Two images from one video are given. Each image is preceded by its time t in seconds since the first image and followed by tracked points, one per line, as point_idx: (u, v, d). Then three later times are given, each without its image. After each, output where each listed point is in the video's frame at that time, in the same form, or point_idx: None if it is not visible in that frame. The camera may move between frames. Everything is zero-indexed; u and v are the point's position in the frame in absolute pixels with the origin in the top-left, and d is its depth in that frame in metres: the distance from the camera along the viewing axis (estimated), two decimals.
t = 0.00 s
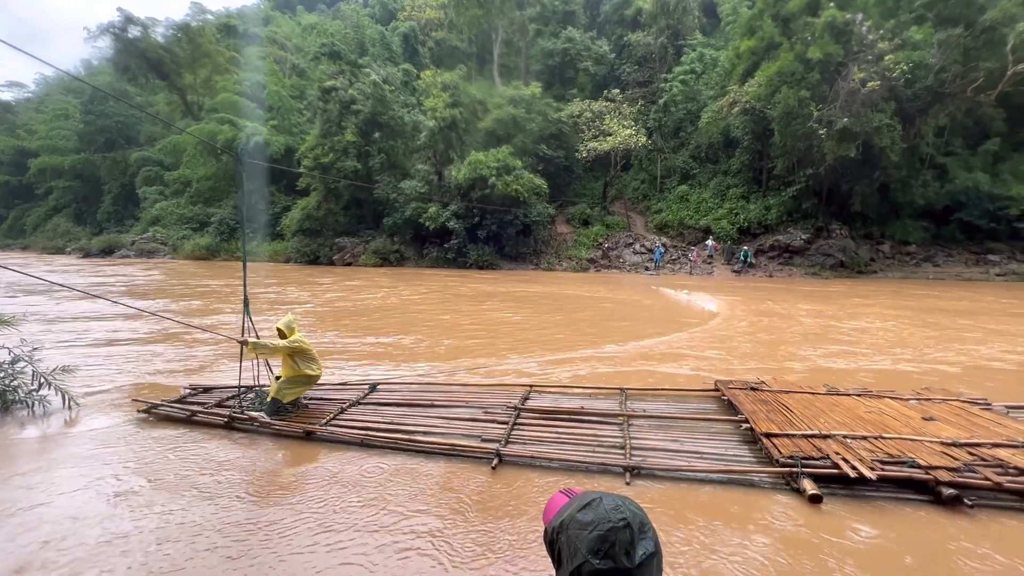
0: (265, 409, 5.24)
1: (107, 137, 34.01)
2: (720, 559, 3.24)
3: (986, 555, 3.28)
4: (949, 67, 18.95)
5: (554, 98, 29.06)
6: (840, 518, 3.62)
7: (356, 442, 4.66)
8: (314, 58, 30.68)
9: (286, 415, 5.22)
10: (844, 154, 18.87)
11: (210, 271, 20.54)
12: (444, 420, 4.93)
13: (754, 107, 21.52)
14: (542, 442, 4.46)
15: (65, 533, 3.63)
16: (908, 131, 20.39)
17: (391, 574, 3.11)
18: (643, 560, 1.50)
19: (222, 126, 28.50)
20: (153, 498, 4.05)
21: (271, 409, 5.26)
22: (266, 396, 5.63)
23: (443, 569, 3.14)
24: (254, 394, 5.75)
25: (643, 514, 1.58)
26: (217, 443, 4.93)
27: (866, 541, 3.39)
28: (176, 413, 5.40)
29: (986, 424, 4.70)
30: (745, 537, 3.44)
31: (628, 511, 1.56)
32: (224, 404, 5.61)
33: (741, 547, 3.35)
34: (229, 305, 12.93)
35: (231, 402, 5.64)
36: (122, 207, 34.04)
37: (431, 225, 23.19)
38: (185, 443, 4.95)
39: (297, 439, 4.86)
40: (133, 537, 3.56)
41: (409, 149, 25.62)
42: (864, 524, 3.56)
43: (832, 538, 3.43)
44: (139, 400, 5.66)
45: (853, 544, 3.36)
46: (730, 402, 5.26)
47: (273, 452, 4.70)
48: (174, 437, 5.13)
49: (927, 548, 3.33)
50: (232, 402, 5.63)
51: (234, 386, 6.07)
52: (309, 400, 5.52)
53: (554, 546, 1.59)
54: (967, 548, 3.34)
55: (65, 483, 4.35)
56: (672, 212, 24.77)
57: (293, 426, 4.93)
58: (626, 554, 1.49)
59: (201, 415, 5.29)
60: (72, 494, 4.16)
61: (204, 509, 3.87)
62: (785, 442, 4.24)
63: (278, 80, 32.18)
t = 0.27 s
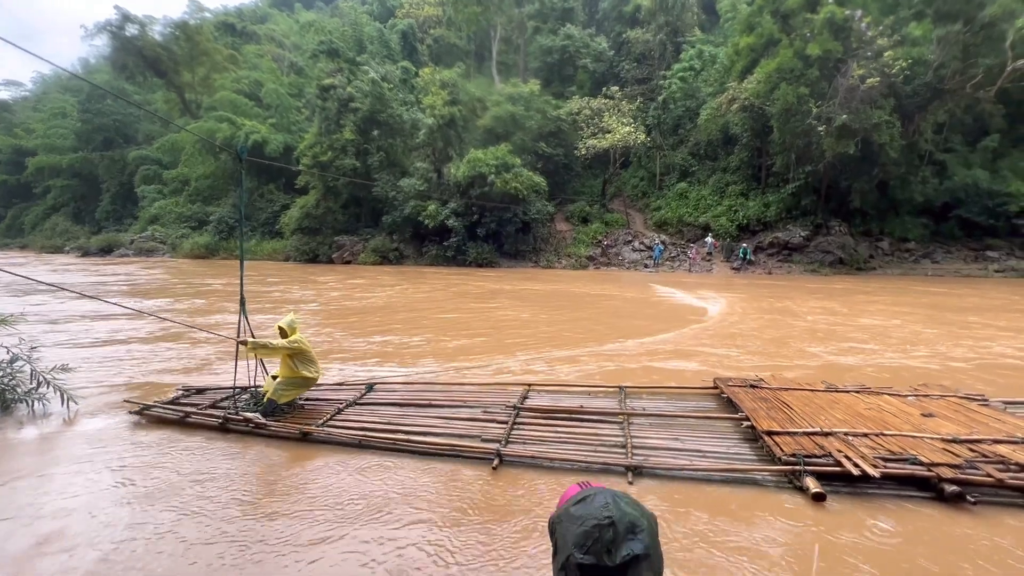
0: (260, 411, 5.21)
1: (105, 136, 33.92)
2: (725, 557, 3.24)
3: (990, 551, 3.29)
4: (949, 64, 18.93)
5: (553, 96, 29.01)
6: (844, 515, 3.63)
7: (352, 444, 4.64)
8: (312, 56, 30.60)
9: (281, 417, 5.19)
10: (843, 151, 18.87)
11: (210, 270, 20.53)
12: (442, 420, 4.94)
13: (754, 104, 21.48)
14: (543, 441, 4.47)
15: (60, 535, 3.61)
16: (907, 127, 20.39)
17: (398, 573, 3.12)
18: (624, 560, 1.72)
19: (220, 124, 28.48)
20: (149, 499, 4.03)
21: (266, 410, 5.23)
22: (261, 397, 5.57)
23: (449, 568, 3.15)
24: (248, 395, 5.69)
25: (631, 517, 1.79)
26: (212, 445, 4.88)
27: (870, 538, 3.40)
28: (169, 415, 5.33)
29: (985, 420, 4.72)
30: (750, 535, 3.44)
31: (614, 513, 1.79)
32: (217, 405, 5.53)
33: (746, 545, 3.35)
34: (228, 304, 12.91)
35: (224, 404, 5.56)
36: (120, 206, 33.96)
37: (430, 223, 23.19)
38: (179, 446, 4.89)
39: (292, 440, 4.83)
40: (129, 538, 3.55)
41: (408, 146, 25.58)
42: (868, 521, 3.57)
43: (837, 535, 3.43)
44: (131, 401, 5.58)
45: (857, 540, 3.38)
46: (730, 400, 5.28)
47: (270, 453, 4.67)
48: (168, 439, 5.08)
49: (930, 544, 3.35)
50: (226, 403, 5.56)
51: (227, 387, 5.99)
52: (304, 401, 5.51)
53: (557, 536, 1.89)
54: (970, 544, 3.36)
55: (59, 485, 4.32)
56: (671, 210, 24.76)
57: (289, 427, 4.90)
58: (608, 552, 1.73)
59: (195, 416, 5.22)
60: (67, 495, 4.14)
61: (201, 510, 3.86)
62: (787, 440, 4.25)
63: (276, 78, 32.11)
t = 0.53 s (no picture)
0: (257, 412, 5.18)
1: (105, 135, 33.93)
2: (732, 557, 3.24)
3: (996, 550, 3.30)
4: (951, 60, 18.85)
5: (554, 94, 28.95)
6: (850, 514, 3.64)
7: (354, 444, 4.64)
8: (312, 55, 30.59)
9: (277, 419, 5.16)
10: (844, 148, 18.84)
11: (211, 269, 20.56)
12: (443, 421, 4.94)
13: (754, 101, 21.40)
14: (544, 442, 4.46)
15: (57, 537, 3.60)
16: (909, 124, 20.44)
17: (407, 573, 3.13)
18: (619, 559, 1.74)
19: (221, 123, 28.51)
20: (148, 501, 4.02)
21: (263, 412, 5.20)
22: (257, 399, 5.54)
23: (457, 568, 3.16)
24: (243, 397, 5.66)
25: (628, 517, 1.81)
26: (209, 447, 4.87)
27: (877, 537, 3.40)
28: (164, 417, 5.29)
29: (987, 417, 4.72)
30: (756, 534, 3.45)
31: (611, 512, 1.82)
32: (213, 407, 5.51)
33: (752, 544, 3.35)
34: (229, 304, 12.94)
35: (220, 405, 5.54)
36: (122, 205, 34.00)
37: (431, 222, 23.20)
38: (175, 448, 4.87)
39: (290, 443, 4.81)
40: (125, 541, 3.54)
41: (409, 145, 25.58)
42: (874, 521, 3.57)
43: (843, 534, 3.44)
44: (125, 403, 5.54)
45: (863, 540, 3.39)
46: (732, 399, 5.27)
47: (269, 454, 4.66)
48: (164, 441, 5.05)
49: (937, 543, 3.36)
50: (222, 405, 5.54)
51: (222, 388, 5.96)
52: (305, 401, 5.53)
53: (560, 534, 1.94)
54: (977, 543, 3.36)
55: (56, 487, 4.31)
56: (672, 208, 24.73)
57: (287, 429, 4.88)
58: (604, 550, 1.76)
59: (190, 418, 5.19)
60: (65, 496, 4.14)
61: (199, 512, 3.85)
62: (791, 439, 4.26)
63: (276, 76, 32.09)
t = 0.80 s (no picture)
0: (255, 415, 5.15)
1: (109, 136, 34.07)
2: (742, 558, 3.23)
3: (1006, 551, 3.28)
4: (955, 57, 18.72)
5: (556, 92, 28.91)
6: (858, 516, 3.62)
7: (354, 448, 4.60)
8: (314, 55, 30.65)
9: (276, 421, 5.14)
10: (847, 145, 18.76)
11: (215, 269, 20.62)
12: (444, 423, 4.92)
13: (757, 99, 21.31)
14: (547, 444, 4.44)
15: (57, 541, 3.59)
16: (913, 121, 20.29)
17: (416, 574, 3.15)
18: (622, 559, 1.75)
19: (223, 124, 28.61)
20: (147, 505, 4.00)
21: (261, 414, 5.17)
22: (255, 401, 5.51)
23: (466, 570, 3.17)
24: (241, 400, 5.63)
25: (631, 517, 1.82)
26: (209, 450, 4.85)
27: (885, 539, 3.39)
28: (160, 421, 5.26)
29: (993, 416, 4.70)
30: (764, 536, 3.44)
31: (614, 513, 1.82)
32: (211, 410, 5.48)
33: (761, 546, 3.35)
34: (232, 304, 12.97)
35: (218, 408, 5.52)
36: (126, 206, 34.12)
37: (433, 221, 23.21)
38: (174, 452, 4.84)
39: (290, 446, 4.79)
40: (126, 545, 3.52)
41: (411, 144, 25.60)
42: (884, 522, 3.56)
43: (852, 535, 3.43)
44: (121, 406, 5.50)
45: (872, 541, 3.38)
46: (736, 399, 5.25)
47: (271, 457, 4.65)
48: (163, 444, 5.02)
49: (947, 544, 3.35)
50: (219, 408, 5.52)
51: (220, 391, 5.94)
52: (302, 404, 5.48)
53: (564, 533, 1.96)
54: (987, 544, 3.35)
55: (54, 490, 4.30)
56: (675, 206, 24.67)
57: (289, 431, 4.87)
58: (607, 550, 1.77)
59: (187, 422, 5.16)
60: (64, 500, 4.12)
61: (199, 516, 3.83)
62: (798, 440, 4.24)
63: (278, 76, 32.17)
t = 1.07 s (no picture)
0: (256, 418, 5.11)
1: (116, 137, 34.34)
2: (754, 562, 3.22)
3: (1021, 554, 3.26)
4: (963, 53, 18.54)
5: (560, 92, 28.83)
6: (869, 519, 3.59)
7: (357, 451, 4.56)
8: (319, 56, 30.77)
9: (277, 424, 5.09)
10: (854, 144, 18.62)
11: (221, 270, 20.73)
12: (447, 425, 4.88)
13: (762, 97, 21.16)
14: (553, 446, 4.41)
15: (56, 547, 3.56)
16: (920, 119, 20.09)
17: None
18: (627, 558, 1.74)
19: (229, 125, 28.81)
20: (147, 510, 3.96)
21: (262, 418, 5.13)
22: (254, 404, 5.45)
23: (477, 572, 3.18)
24: (241, 402, 5.57)
25: (635, 516, 1.80)
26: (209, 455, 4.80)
27: (897, 542, 3.36)
28: (159, 424, 5.19)
29: (1003, 416, 4.65)
30: (774, 539, 3.42)
31: (618, 512, 1.81)
32: (210, 412, 5.42)
33: (772, 549, 3.34)
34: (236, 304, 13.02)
35: (217, 411, 5.45)
36: (133, 207, 34.37)
37: (438, 221, 23.24)
38: (172, 457, 4.78)
39: (293, 449, 4.75)
40: (125, 551, 3.48)
41: (415, 144, 25.65)
42: (896, 525, 3.53)
43: (863, 538, 3.41)
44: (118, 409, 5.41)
45: (884, 543, 3.36)
46: (742, 399, 5.22)
47: (274, 460, 4.63)
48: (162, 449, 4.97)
49: (961, 546, 3.33)
50: (219, 410, 5.44)
51: (219, 393, 5.87)
52: (304, 406, 5.45)
53: (568, 532, 1.94)
54: (1001, 547, 3.33)
55: (53, 495, 4.26)
56: (680, 205, 24.59)
57: (290, 434, 4.82)
58: (611, 549, 1.76)
59: (186, 424, 5.10)
60: (63, 505, 4.09)
61: (201, 520, 3.81)
62: (808, 441, 4.20)
63: (283, 77, 32.32)
